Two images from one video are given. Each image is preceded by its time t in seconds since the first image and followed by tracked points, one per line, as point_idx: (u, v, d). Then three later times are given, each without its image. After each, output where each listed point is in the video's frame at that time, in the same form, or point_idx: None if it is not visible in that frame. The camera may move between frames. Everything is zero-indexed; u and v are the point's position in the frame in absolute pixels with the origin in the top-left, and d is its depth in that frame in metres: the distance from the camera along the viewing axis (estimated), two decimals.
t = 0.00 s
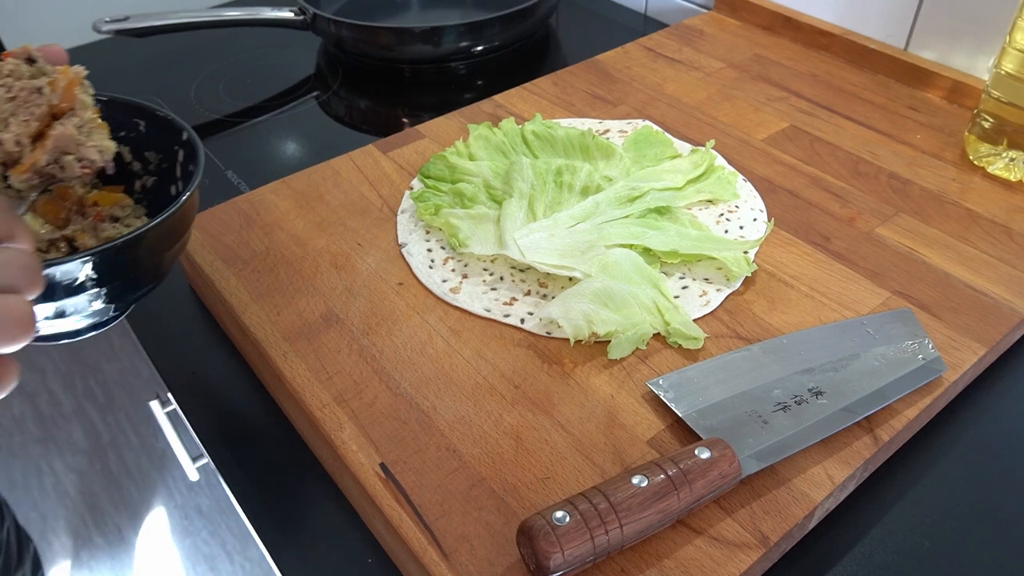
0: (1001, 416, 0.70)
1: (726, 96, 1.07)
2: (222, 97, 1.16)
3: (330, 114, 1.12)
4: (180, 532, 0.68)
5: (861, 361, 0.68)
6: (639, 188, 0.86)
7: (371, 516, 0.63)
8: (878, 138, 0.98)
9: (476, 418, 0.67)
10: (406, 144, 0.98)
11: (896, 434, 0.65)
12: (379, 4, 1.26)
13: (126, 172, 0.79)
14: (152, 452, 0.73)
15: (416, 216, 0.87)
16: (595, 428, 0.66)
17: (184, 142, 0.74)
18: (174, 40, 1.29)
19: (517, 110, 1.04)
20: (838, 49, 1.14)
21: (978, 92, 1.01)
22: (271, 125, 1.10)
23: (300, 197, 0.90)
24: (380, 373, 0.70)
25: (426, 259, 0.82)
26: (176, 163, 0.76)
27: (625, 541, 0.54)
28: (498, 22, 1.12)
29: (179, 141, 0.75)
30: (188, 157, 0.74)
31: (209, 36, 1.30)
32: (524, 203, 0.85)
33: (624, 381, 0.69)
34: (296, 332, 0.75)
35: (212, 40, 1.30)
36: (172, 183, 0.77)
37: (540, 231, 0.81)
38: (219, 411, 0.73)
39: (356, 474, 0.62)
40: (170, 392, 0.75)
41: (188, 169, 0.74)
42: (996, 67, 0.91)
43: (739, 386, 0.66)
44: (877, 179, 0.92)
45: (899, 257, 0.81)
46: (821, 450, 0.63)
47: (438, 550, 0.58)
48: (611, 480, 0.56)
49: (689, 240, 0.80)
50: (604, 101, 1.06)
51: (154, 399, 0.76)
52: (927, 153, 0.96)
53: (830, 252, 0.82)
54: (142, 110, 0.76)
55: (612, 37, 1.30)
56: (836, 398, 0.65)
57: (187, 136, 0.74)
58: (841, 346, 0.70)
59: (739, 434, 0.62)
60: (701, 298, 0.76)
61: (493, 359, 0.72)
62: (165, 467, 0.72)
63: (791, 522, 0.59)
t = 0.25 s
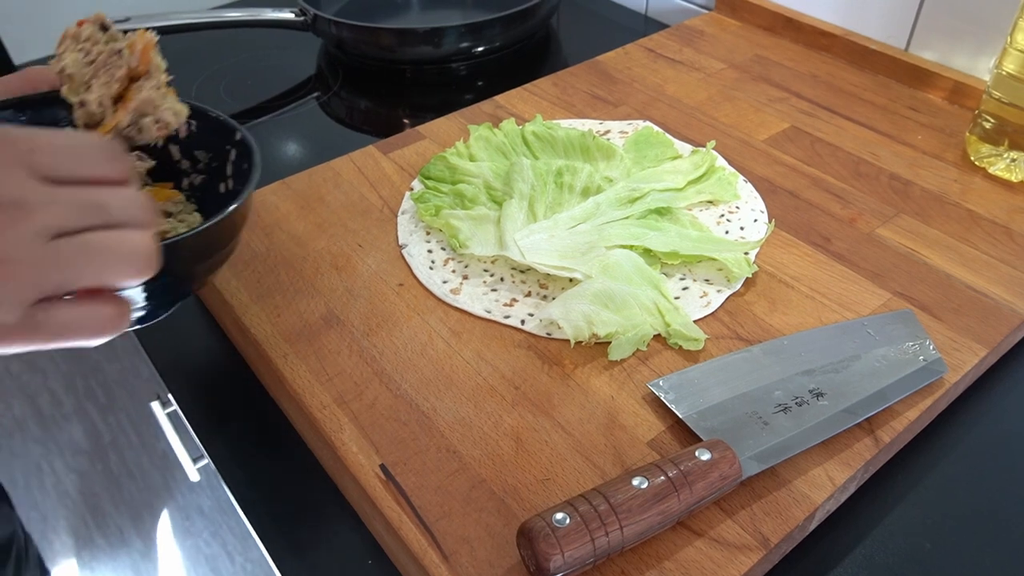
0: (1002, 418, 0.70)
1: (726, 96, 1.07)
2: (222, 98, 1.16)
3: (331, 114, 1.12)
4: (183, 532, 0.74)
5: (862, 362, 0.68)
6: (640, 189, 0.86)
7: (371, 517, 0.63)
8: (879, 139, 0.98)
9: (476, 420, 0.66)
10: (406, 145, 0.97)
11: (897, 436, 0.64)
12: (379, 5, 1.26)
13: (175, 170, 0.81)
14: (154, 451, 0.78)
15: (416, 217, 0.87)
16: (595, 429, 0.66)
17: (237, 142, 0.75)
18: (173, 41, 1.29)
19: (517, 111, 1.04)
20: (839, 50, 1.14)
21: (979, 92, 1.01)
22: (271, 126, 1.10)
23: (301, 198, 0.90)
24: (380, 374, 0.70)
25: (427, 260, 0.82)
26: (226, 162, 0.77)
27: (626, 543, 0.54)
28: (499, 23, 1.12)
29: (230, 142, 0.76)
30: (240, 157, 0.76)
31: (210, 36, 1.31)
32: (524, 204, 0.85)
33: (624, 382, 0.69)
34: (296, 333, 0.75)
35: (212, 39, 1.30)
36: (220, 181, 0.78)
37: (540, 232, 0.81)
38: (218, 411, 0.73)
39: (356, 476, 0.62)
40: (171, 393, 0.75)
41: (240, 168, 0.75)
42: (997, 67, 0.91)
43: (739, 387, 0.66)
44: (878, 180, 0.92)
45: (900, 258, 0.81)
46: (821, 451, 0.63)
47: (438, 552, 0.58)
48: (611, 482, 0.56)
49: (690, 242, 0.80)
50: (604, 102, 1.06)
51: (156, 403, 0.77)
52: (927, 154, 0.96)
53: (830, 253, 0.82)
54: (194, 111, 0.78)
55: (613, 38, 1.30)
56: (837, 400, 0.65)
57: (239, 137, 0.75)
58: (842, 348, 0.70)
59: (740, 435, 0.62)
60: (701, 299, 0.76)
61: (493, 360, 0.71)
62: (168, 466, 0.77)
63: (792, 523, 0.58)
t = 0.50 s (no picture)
0: (1004, 419, 0.69)
1: (728, 96, 1.07)
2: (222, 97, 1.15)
3: (331, 114, 1.12)
4: (183, 528, 0.78)
5: (863, 363, 0.68)
6: (640, 189, 0.85)
7: (371, 519, 0.63)
8: (880, 139, 0.98)
9: (476, 420, 0.66)
10: (406, 145, 0.97)
11: (899, 437, 0.64)
12: (380, 4, 1.26)
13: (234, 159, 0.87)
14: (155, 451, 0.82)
15: (416, 217, 0.86)
16: (595, 430, 0.65)
17: (300, 123, 0.84)
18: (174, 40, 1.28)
19: (518, 110, 1.04)
20: (840, 49, 1.14)
21: (981, 92, 1.01)
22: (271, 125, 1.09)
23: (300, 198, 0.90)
24: (379, 375, 0.70)
25: (427, 260, 0.81)
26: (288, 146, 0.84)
27: (626, 545, 0.54)
28: (499, 22, 1.12)
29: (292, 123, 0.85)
30: (305, 136, 0.82)
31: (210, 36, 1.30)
32: (525, 204, 0.84)
33: (624, 383, 0.69)
34: (296, 333, 0.74)
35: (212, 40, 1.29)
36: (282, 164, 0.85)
37: (541, 232, 0.81)
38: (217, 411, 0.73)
39: (355, 478, 0.62)
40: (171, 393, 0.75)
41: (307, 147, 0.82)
42: (998, 67, 0.91)
43: (740, 388, 0.66)
44: (880, 180, 0.91)
45: (902, 258, 0.81)
46: (822, 453, 0.63)
47: (438, 554, 0.58)
48: (611, 483, 0.56)
49: (691, 242, 0.79)
50: (605, 102, 1.06)
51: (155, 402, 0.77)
52: (930, 154, 0.95)
53: (832, 254, 0.82)
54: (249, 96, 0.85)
55: (614, 37, 1.30)
56: (838, 401, 0.65)
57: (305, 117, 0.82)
58: (843, 348, 0.69)
59: (742, 436, 0.62)
60: (702, 300, 0.76)
61: (493, 360, 0.71)
62: (169, 467, 0.82)
63: (792, 525, 0.58)
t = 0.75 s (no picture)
0: (1007, 422, 0.69)
1: (729, 97, 1.06)
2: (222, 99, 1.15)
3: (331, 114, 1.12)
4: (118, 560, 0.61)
5: (865, 365, 0.68)
6: (640, 190, 0.85)
7: (370, 521, 0.62)
8: (882, 140, 0.97)
9: (476, 423, 0.66)
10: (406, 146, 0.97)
11: (901, 439, 0.64)
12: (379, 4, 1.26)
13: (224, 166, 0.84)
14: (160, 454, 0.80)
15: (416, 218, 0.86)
16: (596, 432, 0.65)
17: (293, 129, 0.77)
18: (173, 41, 1.28)
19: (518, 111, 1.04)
20: (841, 50, 1.14)
21: (983, 92, 1.00)
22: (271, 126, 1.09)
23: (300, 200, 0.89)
24: (380, 377, 0.70)
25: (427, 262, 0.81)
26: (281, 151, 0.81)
27: (627, 549, 0.53)
28: (499, 23, 1.11)
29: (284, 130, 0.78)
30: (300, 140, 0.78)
31: (209, 38, 1.30)
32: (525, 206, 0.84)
33: (625, 385, 0.69)
34: (295, 335, 0.74)
35: (211, 41, 1.29)
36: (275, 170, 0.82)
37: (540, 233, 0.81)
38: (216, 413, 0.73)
39: (355, 481, 0.62)
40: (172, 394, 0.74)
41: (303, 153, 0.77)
42: (1001, 67, 0.91)
43: (741, 390, 0.66)
44: (881, 181, 0.91)
45: (903, 260, 0.81)
46: (824, 456, 0.63)
47: (437, 558, 0.57)
48: (612, 486, 0.56)
49: (691, 244, 0.79)
50: (606, 102, 1.05)
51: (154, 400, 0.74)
52: (931, 154, 0.95)
53: (833, 255, 0.81)
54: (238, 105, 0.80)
55: (614, 38, 1.30)
56: (840, 403, 0.65)
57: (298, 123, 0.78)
58: (844, 350, 0.69)
59: (742, 439, 0.61)
60: (703, 301, 0.76)
61: (493, 363, 0.71)
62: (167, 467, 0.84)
63: (794, 528, 0.58)
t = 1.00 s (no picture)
0: (1009, 422, 0.69)
1: (730, 95, 1.06)
2: (222, 97, 1.15)
3: (331, 113, 1.12)
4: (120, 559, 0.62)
5: (866, 364, 0.68)
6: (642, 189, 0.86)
7: (369, 520, 0.62)
8: (883, 139, 0.97)
9: (476, 422, 0.66)
10: (406, 144, 0.97)
11: (902, 439, 0.64)
12: (380, 3, 1.25)
13: (173, 177, 0.85)
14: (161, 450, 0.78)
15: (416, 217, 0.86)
16: (597, 432, 0.65)
17: (246, 138, 0.80)
18: (172, 40, 1.28)
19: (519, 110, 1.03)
20: (843, 48, 1.13)
21: (985, 91, 1.00)
22: (271, 125, 1.09)
23: (300, 198, 0.89)
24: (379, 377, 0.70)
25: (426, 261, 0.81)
26: (234, 161, 0.82)
27: (627, 549, 0.53)
28: (500, 21, 1.11)
29: (237, 139, 0.81)
30: (251, 150, 0.80)
31: (209, 35, 1.29)
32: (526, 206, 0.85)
33: (626, 385, 0.68)
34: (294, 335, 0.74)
35: (211, 39, 1.29)
36: (228, 180, 0.83)
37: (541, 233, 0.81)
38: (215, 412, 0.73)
39: (354, 480, 0.62)
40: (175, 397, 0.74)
41: (255, 161, 0.80)
42: (1002, 66, 0.91)
43: (742, 390, 0.65)
44: (882, 180, 0.91)
45: (905, 259, 0.80)
46: (826, 455, 0.62)
47: (437, 557, 0.57)
48: (613, 486, 0.55)
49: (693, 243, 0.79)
50: (606, 101, 1.05)
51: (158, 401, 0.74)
52: (933, 153, 0.95)
53: (834, 254, 0.81)
54: (193, 114, 0.81)
55: (615, 36, 1.30)
56: (841, 402, 0.64)
57: (247, 134, 0.80)
58: (846, 350, 0.69)
59: (744, 439, 0.61)
60: (704, 301, 0.76)
61: (493, 362, 0.71)
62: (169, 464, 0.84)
63: (795, 528, 0.58)
